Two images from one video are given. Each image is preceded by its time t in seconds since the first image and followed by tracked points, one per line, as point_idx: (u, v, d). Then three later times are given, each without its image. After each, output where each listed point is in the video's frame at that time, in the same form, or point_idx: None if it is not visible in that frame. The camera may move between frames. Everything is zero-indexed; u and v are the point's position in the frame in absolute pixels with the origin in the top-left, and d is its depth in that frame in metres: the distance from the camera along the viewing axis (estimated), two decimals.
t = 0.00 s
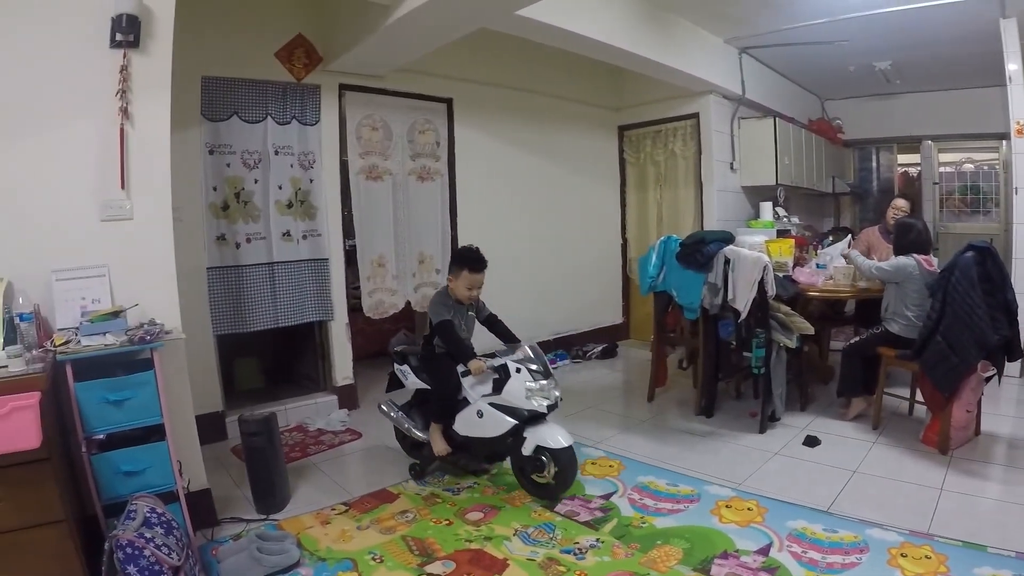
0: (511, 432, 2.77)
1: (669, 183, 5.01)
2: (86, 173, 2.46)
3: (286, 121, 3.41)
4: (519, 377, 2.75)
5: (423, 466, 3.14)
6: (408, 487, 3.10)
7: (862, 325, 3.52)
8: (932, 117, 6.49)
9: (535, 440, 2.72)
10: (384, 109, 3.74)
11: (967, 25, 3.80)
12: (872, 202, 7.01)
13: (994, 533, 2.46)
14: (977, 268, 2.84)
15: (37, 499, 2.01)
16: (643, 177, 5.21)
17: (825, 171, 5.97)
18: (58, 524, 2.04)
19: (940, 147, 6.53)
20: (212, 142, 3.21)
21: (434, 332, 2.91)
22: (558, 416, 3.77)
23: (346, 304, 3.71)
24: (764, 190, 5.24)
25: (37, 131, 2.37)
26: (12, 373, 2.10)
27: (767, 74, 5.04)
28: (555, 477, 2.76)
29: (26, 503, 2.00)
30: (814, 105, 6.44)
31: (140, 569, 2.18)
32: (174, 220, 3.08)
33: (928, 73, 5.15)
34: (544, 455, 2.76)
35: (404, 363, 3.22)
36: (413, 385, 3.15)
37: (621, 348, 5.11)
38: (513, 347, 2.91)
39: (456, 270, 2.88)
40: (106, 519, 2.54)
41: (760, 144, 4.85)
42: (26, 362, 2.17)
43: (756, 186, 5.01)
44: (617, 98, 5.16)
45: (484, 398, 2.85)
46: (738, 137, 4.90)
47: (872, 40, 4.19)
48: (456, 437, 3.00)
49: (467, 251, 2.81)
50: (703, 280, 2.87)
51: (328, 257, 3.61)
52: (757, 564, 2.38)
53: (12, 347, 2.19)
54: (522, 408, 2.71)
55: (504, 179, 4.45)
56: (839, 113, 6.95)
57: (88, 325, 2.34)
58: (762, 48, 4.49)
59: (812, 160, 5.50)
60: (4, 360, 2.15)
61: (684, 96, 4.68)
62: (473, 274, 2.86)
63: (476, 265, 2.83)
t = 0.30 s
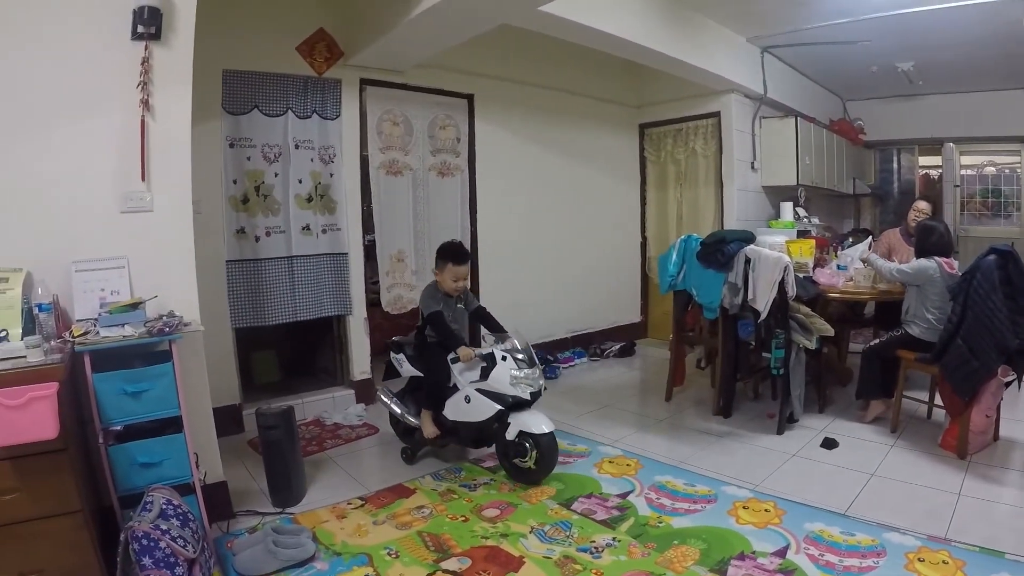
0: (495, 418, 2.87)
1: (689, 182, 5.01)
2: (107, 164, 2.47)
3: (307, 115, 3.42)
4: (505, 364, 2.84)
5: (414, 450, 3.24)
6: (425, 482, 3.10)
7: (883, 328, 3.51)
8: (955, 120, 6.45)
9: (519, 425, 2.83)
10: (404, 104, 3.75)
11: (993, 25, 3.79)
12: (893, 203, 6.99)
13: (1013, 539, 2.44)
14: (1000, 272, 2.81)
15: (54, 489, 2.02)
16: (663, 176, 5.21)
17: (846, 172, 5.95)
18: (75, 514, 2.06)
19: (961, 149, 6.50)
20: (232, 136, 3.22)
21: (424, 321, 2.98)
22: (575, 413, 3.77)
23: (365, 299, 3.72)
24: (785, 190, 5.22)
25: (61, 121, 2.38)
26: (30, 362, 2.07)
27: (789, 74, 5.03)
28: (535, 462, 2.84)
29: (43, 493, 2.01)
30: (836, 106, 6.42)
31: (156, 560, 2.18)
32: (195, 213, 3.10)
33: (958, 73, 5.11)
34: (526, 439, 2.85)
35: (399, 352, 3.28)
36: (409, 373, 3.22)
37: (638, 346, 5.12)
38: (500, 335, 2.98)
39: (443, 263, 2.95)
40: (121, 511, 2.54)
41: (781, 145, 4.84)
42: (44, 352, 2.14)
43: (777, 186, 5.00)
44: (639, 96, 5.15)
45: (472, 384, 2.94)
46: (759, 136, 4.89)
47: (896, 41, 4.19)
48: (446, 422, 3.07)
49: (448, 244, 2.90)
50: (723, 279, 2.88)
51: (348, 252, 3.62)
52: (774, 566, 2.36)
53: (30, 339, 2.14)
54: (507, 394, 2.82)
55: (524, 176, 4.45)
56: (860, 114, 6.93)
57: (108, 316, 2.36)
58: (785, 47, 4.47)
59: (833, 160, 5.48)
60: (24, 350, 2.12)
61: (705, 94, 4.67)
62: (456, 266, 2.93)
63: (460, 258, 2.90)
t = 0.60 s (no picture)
0: (496, 415, 2.88)
1: (698, 180, 5.00)
2: (118, 163, 2.48)
3: (317, 114, 3.42)
4: (506, 362, 2.85)
5: (417, 446, 3.26)
6: (434, 481, 3.10)
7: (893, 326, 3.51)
8: (964, 117, 6.44)
9: (519, 422, 2.84)
10: (413, 103, 3.76)
11: (1003, 20, 3.77)
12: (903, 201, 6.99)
13: None
14: (1010, 268, 2.82)
15: (63, 486, 2.03)
16: (672, 174, 5.21)
17: (855, 170, 5.95)
18: (85, 511, 2.06)
19: (970, 146, 6.49)
20: (243, 135, 3.23)
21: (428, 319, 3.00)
22: (585, 412, 3.77)
23: (375, 298, 3.73)
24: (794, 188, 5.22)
25: (72, 121, 2.39)
26: (40, 361, 2.08)
27: (798, 72, 5.03)
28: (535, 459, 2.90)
29: (52, 490, 2.02)
30: (845, 104, 6.41)
31: (166, 558, 2.18)
32: (205, 212, 3.11)
33: (968, 70, 5.10)
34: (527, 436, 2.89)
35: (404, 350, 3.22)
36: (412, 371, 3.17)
37: (647, 345, 5.12)
38: (503, 334, 2.99)
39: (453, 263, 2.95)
40: (131, 509, 2.54)
41: (790, 142, 4.83)
42: (54, 351, 2.15)
43: (787, 184, 5.00)
44: (647, 94, 5.15)
45: (473, 382, 2.95)
46: (768, 134, 4.89)
47: (905, 37, 4.18)
48: (450, 419, 3.08)
49: (463, 246, 2.89)
50: (733, 277, 2.88)
51: (357, 251, 3.62)
52: (785, 564, 2.36)
53: (40, 336, 2.14)
54: (508, 392, 2.83)
55: (533, 174, 4.45)
56: (868, 112, 6.93)
57: (118, 314, 2.35)
58: (794, 45, 4.47)
59: (843, 158, 5.48)
60: (33, 348, 2.11)
61: (714, 92, 4.68)
62: (470, 272, 2.95)
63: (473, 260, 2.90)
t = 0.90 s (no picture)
0: (495, 415, 2.88)
1: (697, 178, 5.00)
2: (118, 166, 2.47)
3: (316, 115, 3.42)
4: (504, 362, 2.85)
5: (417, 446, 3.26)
6: (435, 481, 3.10)
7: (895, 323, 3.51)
8: (964, 113, 6.44)
9: (519, 422, 2.85)
10: (413, 104, 3.76)
11: (1003, 16, 3.77)
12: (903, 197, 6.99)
13: None
14: (1011, 264, 2.80)
15: (63, 488, 2.02)
16: (672, 173, 5.21)
17: (856, 167, 5.95)
18: (86, 513, 2.06)
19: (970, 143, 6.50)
20: (242, 136, 3.23)
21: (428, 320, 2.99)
22: (586, 411, 3.77)
23: (375, 298, 3.73)
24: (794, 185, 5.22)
25: (73, 125, 2.39)
26: (41, 364, 2.05)
27: (797, 69, 5.03)
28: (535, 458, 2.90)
29: (53, 492, 2.01)
30: (844, 101, 6.42)
31: (166, 560, 2.17)
32: (205, 213, 3.11)
33: (967, 66, 5.10)
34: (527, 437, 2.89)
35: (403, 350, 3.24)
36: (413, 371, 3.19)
37: (648, 343, 5.12)
38: (502, 333, 2.98)
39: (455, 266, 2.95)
40: (132, 510, 2.54)
41: (790, 140, 4.83)
42: (55, 353, 2.12)
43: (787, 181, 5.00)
44: (647, 92, 5.15)
45: (473, 381, 2.95)
46: (768, 132, 4.89)
47: (905, 34, 4.17)
48: (449, 419, 3.08)
49: (466, 250, 2.89)
50: (733, 275, 2.88)
51: (358, 251, 3.62)
52: (786, 562, 2.36)
53: (41, 338, 2.13)
54: (507, 392, 2.83)
55: (533, 174, 4.45)
56: (868, 109, 6.93)
57: (118, 316, 2.37)
58: (793, 42, 4.47)
59: (843, 156, 5.47)
60: (34, 351, 2.10)
61: (713, 90, 4.68)
62: (471, 275, 2.94)
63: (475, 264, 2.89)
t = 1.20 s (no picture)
0: (467, 404, 2.86)
1: (689, 170, 4.99)
2: (99, 160, 2.45)
3: (302, 108, 3.40)
4: (474, 352, 2.85)
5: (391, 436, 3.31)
6: (423, 476, 3.07)
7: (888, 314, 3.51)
8: (957, 106, 6.45)
9: (489, 410, 2.81)
10: (401, 96, 3.74)
11: (994, 7, 3.76)
12: (897, 191, 7.02)
13: (1020, 527, 2.40)
14: (1004, 256, 2.81)
15: (47, 487, 1.99)
16: (663, 165, 5.19)
17: (848, 160, 5.97)
18: (69, 512, 2.02)
19: (964, 137, 6.52)
20: (227, 130, 3.20)
21: (401, 311, 2.97)
22: (577, 404, 3.75)
23: (364, 293, 3.70)
24: (787, 178, 5.22)
25: (54, 117, 2.36)
26: (19, 361, 2.06)
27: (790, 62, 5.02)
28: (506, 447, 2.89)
29: (37, 491, 1.97)
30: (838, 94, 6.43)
31: (150, 558, 2.14)
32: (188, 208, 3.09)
33: (960, 60, 5.10)
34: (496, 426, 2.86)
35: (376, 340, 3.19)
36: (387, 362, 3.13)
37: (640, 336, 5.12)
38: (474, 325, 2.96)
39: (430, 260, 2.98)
40: (116, 509, 2.50)
41: (783, 131, 4.82)
42: (34, 351, 2.13)
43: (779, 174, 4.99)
44: (638, 84, 5.14)
45: (443, 371, 2.91)
46: (760, 123, 4.89)
47: (897, 27, 4.16)
48: (420, 409, 3.04)
49: (440, 243, 2.92)
50: (724, 266, 2.86)
51: (345, 245, 3.60)
52: (776, 555, 2.34)
53: (19, 336, 2.16)
54: (477, 381, 2.81)
55: (523, 166, 4.44)
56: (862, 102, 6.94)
57: (99, 312, 2.32)
58: (785, 34, 4.45)
59: (835, 150, 5.48)
60: (13, 349, 2.12)
61: (705, 81, 4.67)
62: (446, 269, 2.96)
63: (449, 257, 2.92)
